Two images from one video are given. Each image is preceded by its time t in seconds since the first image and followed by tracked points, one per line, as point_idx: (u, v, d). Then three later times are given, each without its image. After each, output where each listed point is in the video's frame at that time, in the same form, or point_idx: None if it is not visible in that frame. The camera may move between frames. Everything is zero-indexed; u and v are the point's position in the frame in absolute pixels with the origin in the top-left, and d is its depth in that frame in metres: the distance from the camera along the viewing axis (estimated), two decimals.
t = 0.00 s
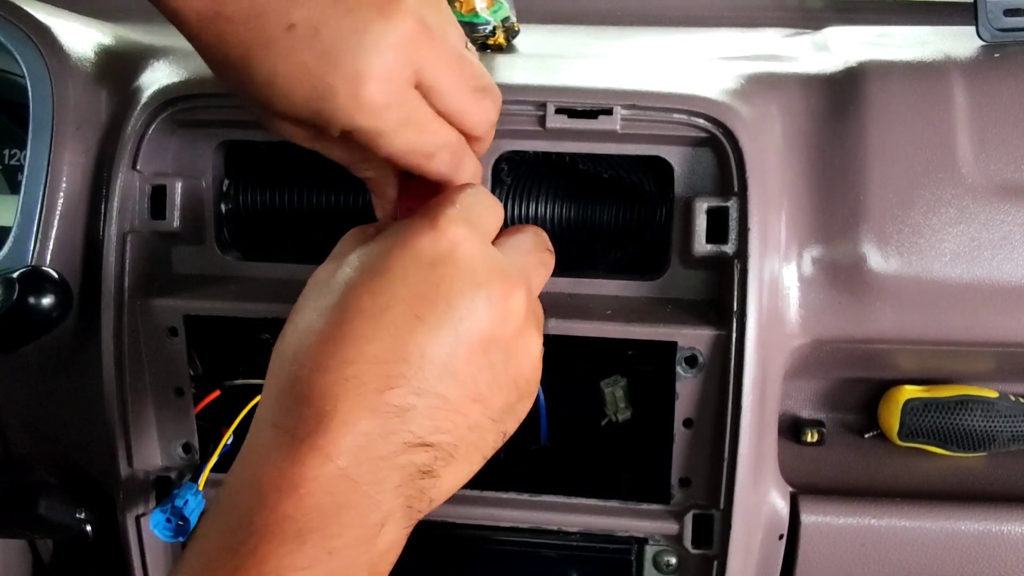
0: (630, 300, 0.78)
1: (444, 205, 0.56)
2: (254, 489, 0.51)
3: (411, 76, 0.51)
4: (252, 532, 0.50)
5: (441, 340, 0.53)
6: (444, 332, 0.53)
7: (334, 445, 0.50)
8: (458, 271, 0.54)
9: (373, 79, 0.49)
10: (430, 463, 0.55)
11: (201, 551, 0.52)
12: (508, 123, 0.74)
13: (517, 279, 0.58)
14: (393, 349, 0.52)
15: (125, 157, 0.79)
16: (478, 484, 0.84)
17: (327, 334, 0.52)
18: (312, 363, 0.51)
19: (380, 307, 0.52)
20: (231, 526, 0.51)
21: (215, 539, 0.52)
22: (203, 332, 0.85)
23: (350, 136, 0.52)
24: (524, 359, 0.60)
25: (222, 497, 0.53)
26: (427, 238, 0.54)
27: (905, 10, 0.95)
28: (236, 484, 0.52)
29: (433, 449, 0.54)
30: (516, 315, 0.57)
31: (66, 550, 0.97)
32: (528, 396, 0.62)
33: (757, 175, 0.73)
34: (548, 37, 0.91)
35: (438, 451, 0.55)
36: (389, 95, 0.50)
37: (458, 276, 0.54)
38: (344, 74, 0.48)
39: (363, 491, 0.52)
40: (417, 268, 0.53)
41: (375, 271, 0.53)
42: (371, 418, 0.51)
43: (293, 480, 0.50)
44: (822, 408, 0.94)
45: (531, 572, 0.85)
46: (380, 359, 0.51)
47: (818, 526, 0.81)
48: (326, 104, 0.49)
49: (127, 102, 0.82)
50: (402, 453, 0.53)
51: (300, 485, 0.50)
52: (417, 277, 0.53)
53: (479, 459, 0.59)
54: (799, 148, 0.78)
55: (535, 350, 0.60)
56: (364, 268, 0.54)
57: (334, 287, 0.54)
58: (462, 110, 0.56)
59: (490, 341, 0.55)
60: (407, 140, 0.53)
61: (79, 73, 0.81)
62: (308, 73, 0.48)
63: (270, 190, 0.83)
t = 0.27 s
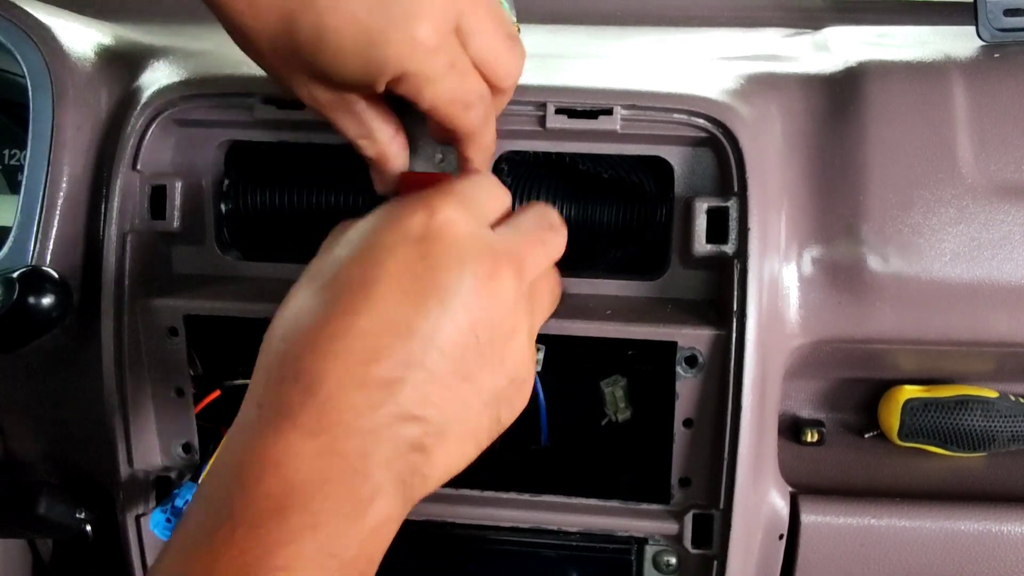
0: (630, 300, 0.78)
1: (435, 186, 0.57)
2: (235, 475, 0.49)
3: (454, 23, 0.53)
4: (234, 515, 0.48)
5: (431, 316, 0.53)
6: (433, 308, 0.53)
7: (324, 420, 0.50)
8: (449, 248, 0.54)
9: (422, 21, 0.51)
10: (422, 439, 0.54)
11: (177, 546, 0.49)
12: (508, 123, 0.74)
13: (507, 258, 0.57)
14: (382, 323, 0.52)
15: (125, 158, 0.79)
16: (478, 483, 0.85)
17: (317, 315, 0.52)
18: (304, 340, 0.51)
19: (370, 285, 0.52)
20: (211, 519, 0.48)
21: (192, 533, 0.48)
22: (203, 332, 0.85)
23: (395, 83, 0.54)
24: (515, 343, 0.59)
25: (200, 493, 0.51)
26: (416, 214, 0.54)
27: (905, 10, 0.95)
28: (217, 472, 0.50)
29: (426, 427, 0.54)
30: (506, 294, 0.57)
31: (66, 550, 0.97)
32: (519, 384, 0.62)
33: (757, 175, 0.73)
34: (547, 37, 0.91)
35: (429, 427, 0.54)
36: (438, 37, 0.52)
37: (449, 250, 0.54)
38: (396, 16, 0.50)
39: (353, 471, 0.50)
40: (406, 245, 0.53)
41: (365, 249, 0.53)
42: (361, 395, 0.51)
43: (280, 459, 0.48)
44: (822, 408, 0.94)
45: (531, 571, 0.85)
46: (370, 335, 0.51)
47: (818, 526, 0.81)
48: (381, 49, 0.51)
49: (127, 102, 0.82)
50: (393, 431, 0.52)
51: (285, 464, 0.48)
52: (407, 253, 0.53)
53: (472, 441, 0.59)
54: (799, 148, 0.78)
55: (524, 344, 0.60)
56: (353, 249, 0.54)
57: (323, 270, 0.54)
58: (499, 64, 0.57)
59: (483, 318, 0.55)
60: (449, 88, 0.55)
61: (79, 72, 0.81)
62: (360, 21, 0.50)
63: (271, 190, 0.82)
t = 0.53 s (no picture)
0: (630, 300, 0.78)
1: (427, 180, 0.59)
2: (268, 483, 0.53)
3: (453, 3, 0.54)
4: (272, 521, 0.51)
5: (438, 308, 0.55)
6: (440, 300, 0.55)
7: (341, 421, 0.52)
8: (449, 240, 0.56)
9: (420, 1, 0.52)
10: (447, 431, 0.56)
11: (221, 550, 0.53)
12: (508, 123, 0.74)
13: (511, 244, 0.59)
14: (389, 320, 0.54)
15: (125, 158, 0.79)
16: (477, 484, 0.84)
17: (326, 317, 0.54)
18: (319, 343, 0.54)
19: (373, 285, 0.54)
20: (244, 525, 0.52)
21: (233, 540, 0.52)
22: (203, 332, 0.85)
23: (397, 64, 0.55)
24: (530, 317, 0.60)
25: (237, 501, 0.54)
26: (413, 211, 0.56)
27: (905, 10, 0.95)
28: (251, 481, 0.54)
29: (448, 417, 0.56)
30: (511, 273, 0.58)
31: (66, 551, 0.97)
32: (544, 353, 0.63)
33: (757, 175, 0.73)
34: (547, 37, 0.91)
35: (454, 417, 0.56)
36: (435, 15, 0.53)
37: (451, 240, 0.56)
38: None
39: (377, 466, 0.53)
40: (407, 242, 0.55)
41: (368, 252, 0.55)
42: (379, 389, 0.53)
43: (306, 468, 0.52)
44: (822, 408, 0.94)
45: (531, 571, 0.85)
46: (378, 334, 0.53)
47: (818, 526, 0.81)
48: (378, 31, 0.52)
49: (126, 102, 0.82)
50: (414, 423, 0.54)
51: (309, 469, 0.52)
52: (409, 251, 0.55)
53: (501, 422, 0.61)
54: (799, 148, 0.78)
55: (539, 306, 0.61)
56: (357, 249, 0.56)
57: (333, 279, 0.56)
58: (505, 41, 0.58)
59: (493, 306, 0.57)
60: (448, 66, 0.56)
61: (79, 73, 0.81)
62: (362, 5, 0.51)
63: (271, 190, 0.82)
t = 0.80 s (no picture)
0: (631, 300, 0.78)
1: (412, 246, 0.57)
2: (281, 513, 0.57)
3: None
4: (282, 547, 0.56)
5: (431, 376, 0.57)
6: (431, 368, 0.57)
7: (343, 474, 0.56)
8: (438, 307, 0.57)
9: None
10: (446, 471, 0.60)
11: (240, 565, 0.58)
12: (508, 122, 0.74)
13: (502, 296, 0.59)
14: (381, 388, 0.56)
15: (125, 158, 0.79)
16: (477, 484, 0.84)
17: (324, 378, 0.57)
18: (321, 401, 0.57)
19: (364, 353, 0.56)
20: (258, 553, 0.56)
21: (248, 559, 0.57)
22: (203, 332, 0.85)
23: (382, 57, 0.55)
24: (524, 359, 0.61)
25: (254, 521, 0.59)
26: (397, 286, 0.56)
27: (905, 10, 0.95)
28: (267, 508, 0.58)
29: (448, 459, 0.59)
30: (500, 329, 0.59)
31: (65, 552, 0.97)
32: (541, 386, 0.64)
33: (757, 175, 0.73)
34: (547, 37, 0.91)
35: (452, 459, 0.60)
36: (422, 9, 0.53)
37: (439, 308, 0.57)
38: None
39: (380, 511, 0.57)
40: (395, 316, 0.56)
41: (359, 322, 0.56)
42: (379, 446, 0.56)
43: (311, 514, 0.55)
44: (822, 408, 0.94)
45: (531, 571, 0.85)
46: (371, 401, 0.56)
47: (818, 526, 0.81)
48: (364, 16, 0.53)
49: (127, 102, 0.82)
50: (416, 470, 0.58)
51: (315, 514, 0.56)
52: (398, 323, 0.56)
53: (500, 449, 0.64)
54: (799, 148, 0.78)
55: (530, 349, 0.61)
56: (348, 310, 0.57)
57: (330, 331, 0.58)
58: (485, 38, 0.60)
59: (489, 358, 0.59)
60: (429, 63, 0.56)
61: (79, 73, 0.81)
62: None
63: (271, 190, 0.83)
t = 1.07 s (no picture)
0: (630, 300, 0.78)
1: (434, 221, 0.57)
2: (254, 500, 0.53)
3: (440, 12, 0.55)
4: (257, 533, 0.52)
5: (438, 359, 0.54)
6: (441, 350, 0.55)
7: (331, 460, 0.53)
8: (453, 287, 0.56)
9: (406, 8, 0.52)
10: (435, 475, 0.57)
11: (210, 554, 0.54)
12: (508, 123, 0.74)
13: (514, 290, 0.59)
14: (388, 365, 0.53)
15: (125, 158, 0.79)
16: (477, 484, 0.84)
17: (324, 354, 0.54)
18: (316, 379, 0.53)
19: (375, 325, 0.54)
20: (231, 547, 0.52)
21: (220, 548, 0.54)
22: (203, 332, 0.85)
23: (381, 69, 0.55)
24: (527, 362, 0.61)
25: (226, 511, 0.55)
26: (417, 257, 0.55)
27: (905, 10, 0.95)
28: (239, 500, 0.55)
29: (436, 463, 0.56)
30: (511, 324, 0.58)
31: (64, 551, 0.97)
32: (535, 400, 0.63)
33: (757, 175, 0.73)
34: (548, 37, 0.91)
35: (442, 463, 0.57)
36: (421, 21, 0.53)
37: (456, 289, 0.56)
38: None
39: (364, 506, 0.54)
40: (412, 288, 0.55)
41: (368, 294, 0.55)
42: (373, 433, 0.53)
43: (291, 500, 0.52)
44: (822, 408, 0.94)
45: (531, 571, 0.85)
46: (376, 380, 0.53)
47: (818, 526, 0.81)
48: (362, 30, 0.52)
49: (127, 102, 0.82)
50: (404, 468, 0.55)
51: (294, 501, 0.52)
52: (410, 298, 0.54)
53: (488, 466, 0.62)
54: (799, 148, 0.78)
55: (535, 355, 0.61)
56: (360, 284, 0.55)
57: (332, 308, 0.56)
58: (487, 51, 0.59)
59: (489, 352, 0.57)
60: (430, 76, 0.56)
61: (80, 72, 0.81)
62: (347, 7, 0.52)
63: (271, 190, 0.83)
